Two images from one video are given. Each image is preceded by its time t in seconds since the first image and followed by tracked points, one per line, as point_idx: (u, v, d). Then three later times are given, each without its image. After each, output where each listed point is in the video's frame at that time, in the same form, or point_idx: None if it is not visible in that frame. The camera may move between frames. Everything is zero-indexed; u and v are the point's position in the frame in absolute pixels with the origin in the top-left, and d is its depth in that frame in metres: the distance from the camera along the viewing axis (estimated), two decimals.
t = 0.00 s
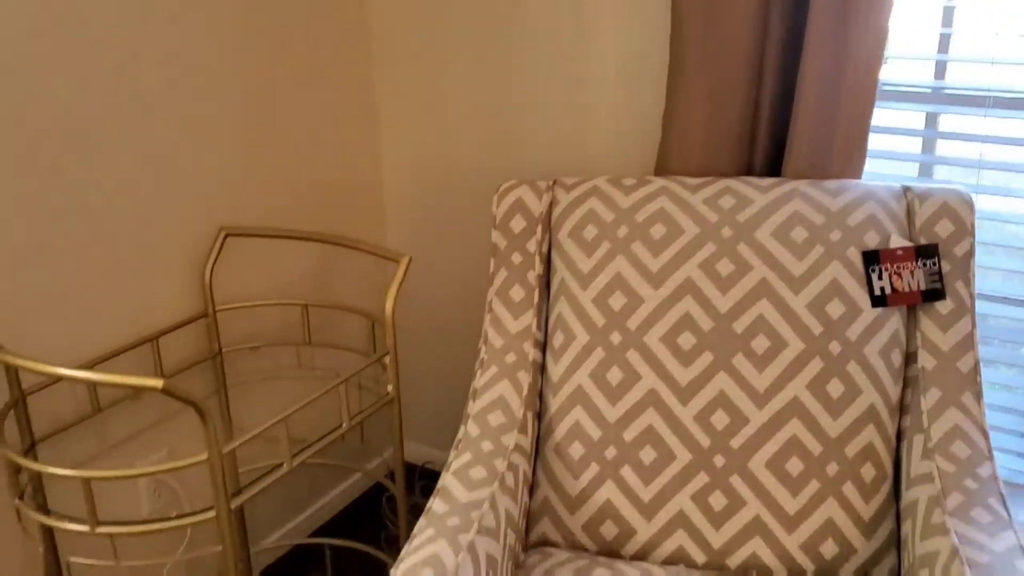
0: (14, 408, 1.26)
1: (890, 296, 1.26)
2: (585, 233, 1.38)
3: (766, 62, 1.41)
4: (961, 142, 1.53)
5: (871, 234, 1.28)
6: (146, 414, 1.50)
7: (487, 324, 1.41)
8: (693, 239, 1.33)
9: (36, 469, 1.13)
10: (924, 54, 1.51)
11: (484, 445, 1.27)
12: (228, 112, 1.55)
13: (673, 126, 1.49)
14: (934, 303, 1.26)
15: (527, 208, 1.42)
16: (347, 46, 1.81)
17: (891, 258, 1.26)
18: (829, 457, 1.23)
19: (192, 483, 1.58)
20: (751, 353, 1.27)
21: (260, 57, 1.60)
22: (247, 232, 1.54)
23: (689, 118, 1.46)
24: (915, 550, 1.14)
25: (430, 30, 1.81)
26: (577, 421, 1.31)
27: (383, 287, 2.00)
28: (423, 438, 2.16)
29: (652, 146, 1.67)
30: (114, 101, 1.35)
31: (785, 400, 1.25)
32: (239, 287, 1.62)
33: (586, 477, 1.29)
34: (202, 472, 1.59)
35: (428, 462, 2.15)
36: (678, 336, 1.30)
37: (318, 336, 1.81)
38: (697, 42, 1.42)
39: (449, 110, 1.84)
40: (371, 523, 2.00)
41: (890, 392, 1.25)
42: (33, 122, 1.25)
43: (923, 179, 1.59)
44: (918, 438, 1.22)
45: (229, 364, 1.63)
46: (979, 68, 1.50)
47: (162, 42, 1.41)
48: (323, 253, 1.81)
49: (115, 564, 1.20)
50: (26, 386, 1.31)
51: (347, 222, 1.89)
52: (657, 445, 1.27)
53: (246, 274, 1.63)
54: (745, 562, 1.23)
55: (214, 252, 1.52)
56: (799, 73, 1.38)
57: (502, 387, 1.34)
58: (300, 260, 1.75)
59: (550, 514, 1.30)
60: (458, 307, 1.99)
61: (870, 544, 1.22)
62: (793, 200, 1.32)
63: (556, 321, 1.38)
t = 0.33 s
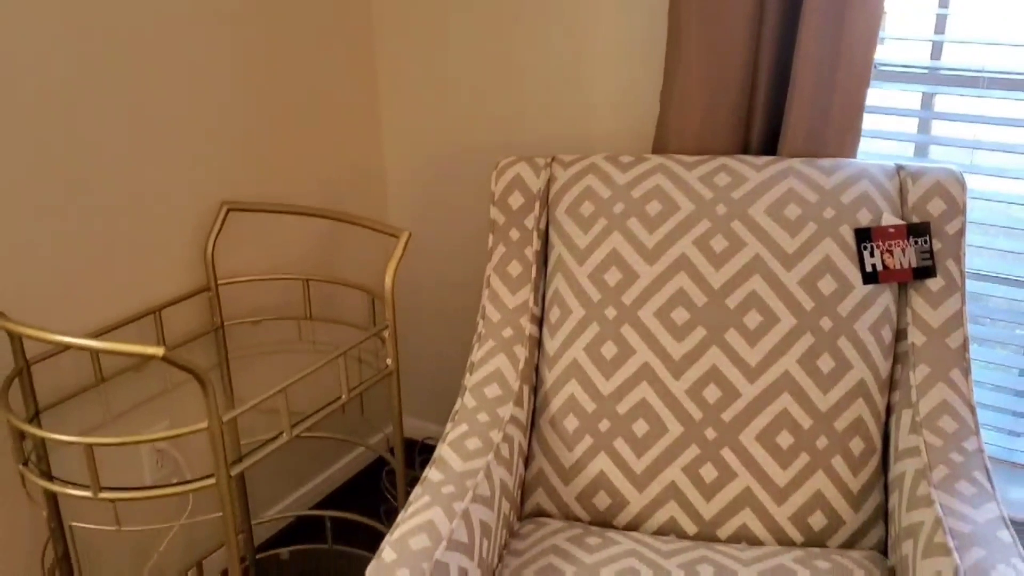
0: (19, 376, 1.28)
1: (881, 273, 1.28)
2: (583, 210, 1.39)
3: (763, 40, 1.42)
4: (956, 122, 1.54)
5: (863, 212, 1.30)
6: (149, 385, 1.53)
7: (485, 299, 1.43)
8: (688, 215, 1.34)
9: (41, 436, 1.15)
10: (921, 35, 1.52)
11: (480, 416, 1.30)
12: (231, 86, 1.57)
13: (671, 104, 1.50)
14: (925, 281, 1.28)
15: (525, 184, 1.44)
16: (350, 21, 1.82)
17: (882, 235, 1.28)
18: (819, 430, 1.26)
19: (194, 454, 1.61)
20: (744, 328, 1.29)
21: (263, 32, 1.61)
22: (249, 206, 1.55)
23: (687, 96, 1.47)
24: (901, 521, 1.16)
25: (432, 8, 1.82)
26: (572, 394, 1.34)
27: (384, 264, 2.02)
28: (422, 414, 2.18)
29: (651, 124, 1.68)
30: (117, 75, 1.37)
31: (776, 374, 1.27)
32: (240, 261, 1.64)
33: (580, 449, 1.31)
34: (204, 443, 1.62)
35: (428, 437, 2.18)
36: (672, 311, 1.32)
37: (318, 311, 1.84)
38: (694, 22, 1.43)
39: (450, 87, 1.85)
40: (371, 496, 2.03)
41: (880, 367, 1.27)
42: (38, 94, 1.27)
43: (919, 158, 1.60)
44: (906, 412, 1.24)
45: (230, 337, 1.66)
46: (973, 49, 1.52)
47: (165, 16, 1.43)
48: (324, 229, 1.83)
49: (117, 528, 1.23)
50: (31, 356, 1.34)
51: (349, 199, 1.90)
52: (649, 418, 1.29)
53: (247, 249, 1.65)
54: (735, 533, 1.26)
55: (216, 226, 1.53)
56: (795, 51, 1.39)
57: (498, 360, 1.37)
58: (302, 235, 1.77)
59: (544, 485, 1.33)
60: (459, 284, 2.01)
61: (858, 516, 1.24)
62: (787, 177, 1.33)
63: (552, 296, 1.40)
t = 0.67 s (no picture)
0: (25, 364, 1.29)
1: (878, 264, 1.29)
2: (582, 201, 1.40)
3: (762, 34, 1.43)
4: (954, 115, 1.55)
5: (860, 204, 1.31)
6: (153, 373, 1.54)
7: (485, 290, 1.44)
8: (687, 207, 1.35)
9: (46, 421, 1.16)
10: (919, 29, 1.53)
11: (479, 405, 1.31)
12: (235, 78, 1.58)
13: (670, 97, 1.50)
14: (921, 272, 1.29)
15: (525, 176, 1.45)
16: (354, 13, 1.83)
17: (879, 227, 1.29)
18: (814, 420, 1.27)
19: (197, 442, 1.63)
20: (742, 319, 1.30)
21: (267, 23, 1.63)
22: (253, 198, 1.54)
23: (687, 89, 1.48)
24: (895, 510, 1.18)
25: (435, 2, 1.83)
26: (570, 384, 1.35)
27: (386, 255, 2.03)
28: (423, 405, 2.20)
29: (652, 118, 1.69)
30: (121, 66, 1.38)
31: (772, 365, 1.28)
32: (243, 252, 1.66)
33: (578, 438, 1.33)
34: (207, 431, 1.64)
35: (429, 428, 2.19)
36: (670, 302, 1.33)
37: (320, 300, 1.86)
38: (693, 14, 1.44)
39: (453, 80, 1.87)
40: (373, 485, 2.05)
41: (875, 358, 1.28)
42: (44, 85, 1.28)
43: (917, 152, 1.60)
44: (901, 402, 1.26)
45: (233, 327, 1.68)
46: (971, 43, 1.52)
47: (169, 7, 1.44)
48: (327, 221, 1.84)
49: (120, 512, 1.25)
50: (38, 343, 1.36)
51: (352, 191, 1.91)
52: (647, 407, 1.31)
53: (250, 240, 1.67)
54: (731, 521, 1.27)
55: (220, 218, 1.53)
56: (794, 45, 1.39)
57: (497, 350, 1.38)
58: (305, 226, 1.79)
59: (543, 473, 1.34)
60: (461, 276, 2.02)
61: (853, 505, 1.26)
62: (785, 169, 1.34)
63: (552, 287, 1.41)
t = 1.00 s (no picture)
0: (29, 355, 1.31)
1: (876, 262, 1.29)
2: (583, 197, 1.41)
3: (763, 31, 1.44)
4: (955, 114, 1.56)
5: (858, 202, 1.32)
6: (155, 365, 1.56)
7: (486, 284, 1.45)
8: (686, 204, 1.36)
9: (50, 411, 1.18)
10: (921, 28, 1.54)
11: (479, 398, 1.32)
12: (238, 73, 1.59)
13: (671, 95, 1.51)
14: (918, 270, 1.30)
15: (527, 171, 1.46)
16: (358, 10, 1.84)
17: (877, 225, 1.29)
18: (811, 416, 1.28)
19: (200, 435, 1.64)
20: (740, 315, 1.31)
21: (271, 20, 1.64)
22: (257, 192, 1.55)
23: (687, 87, 1.49)
24: (890, 506, 1.19)
25: None
26: (570, 378, 1.36)
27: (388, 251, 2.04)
28: (424, 400, 2.21)
29: (654, 115, 1.70)
30: (126, 62, 1.40)
31: (770, 361, 1.29)
32: (247, 246, 1.67)
33: (577, 432, 1.34)
34: (209, 424, 1.65)
35: (430, 423, 2.20)
36: (669, 298, 1.34)
37: (322, 295, 1.87)
38: (695, 12, 1.44)
39: (456, 77, 1.88)
40: (373, 479, 2.06)
41: (873, 355, 1.29)
42: (49, 80, 1.30)
43: (918, 150, 1.61)
44: (898, 399, 1.26)
45: (236, 321, 1.69)
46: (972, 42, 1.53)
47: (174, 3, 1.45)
48: (330, 216, 1.86)
49: (122, 502, 1.26)
50: (43, 334, 1.37)
51: (355, 187, 1.93)
52: (645, 403, 1.32)
53: (254, 234, 1.68)
54: (728, 516, 1.28)
55: (223, 213, 1.54)
56: (794, 43, 1.40)
57: (498, 345, 1.39)
58: (308, 221, 1.80)
59: (542, 466, 1.36)
60: (462, 272, 2.03)
61: (849, 500, 1.27)
62: (784, 167, 1.35)
63: (552, 282, 1.42)
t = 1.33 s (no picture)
0: (32, 345, 1.31)
1: (876, 256, 1.30)
2: (584, 191, 1.42)
3: (765, 26, 1.44)
4: (957, 109, 1.56)
5: (859, 196, 1.32)
6: (157, 356, 1.56)
7: (487, 277, 1.46)
8: (687, 197, 1.36)
9: (52, 401, 1.18)
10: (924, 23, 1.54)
11: (480, 390, 1.33)
12: (241, 66, 1.60)
13: (672, 89, 1.51)
14: (919, 264, 1.30)
15: (529, 164, 1.46)
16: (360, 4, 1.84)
17: (878, 220, 1.30)
18: (811, 410, 1.28)
19: (201, 427, 1.65)
20: (740, 309, 1.32)
21: (273, 13, 1.64)
22: (259, 184, 1.55)
23: (689, 81, 1.49)
24: (889, 499, 1.19)
25: None
26: (570, 371, 1.36)
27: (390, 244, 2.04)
28: (424, 393, 2.22)
29: (655, 109, 1.70)
30: (129, 54, 1.40)
31: (769, 354, 1.30)
32: (249, 239, 1.68)
33: (577, 425, 1.34)
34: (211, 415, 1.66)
35: (431, 416, 2.21)
36: (670, 291, 1.34)
37: (324, 288, 1.88)
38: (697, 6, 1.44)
39: (458, 71, 1.88)
40: (374, 472, 2.07)
41: (873, 349, 1.30)
42: (52, 71, 1.30)
43: (919, 145, 1.61)
44: (898, 393, 1.27)
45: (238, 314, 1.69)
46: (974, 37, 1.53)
47: None
48: (332, 209, 1.86)
49: (124, 491, 1.27)
50: (46, 325, 1.37)
51: (357, 181, 1.93)
52: (645, 396, 1.32)
53: (256, 226, 1.69)
54: (727, 509, 1.29)
55: (225, 206, 1.54)
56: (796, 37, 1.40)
57: (498, 337, 1.39)
58: (310, 214, 1.80)
59: (542, 459, 1.36)
60: (464, 265, 2.04)
61: (848, 493, 1.27)
62: (785, 161, 1.35)
63: (553, 275, 1.43)
